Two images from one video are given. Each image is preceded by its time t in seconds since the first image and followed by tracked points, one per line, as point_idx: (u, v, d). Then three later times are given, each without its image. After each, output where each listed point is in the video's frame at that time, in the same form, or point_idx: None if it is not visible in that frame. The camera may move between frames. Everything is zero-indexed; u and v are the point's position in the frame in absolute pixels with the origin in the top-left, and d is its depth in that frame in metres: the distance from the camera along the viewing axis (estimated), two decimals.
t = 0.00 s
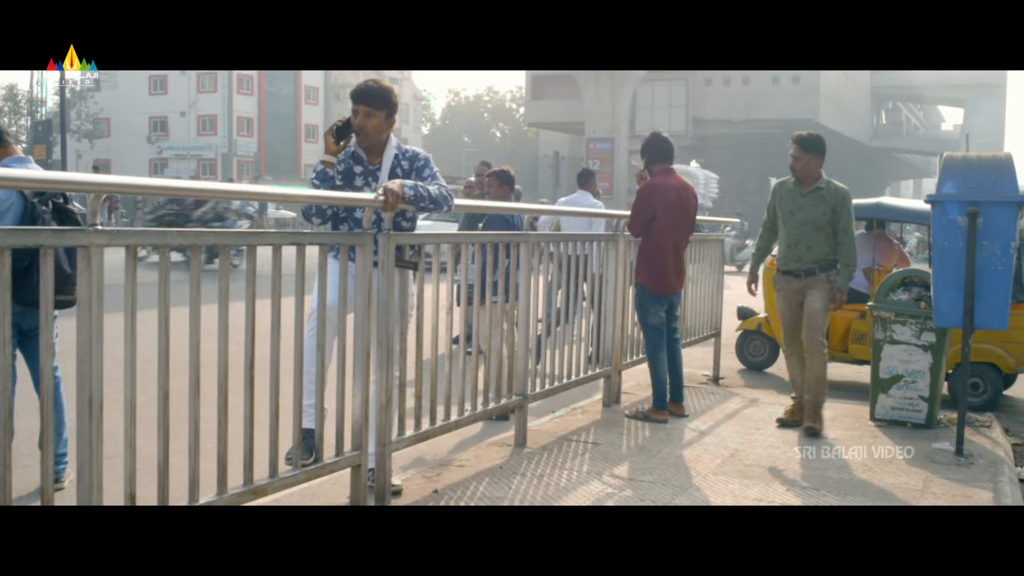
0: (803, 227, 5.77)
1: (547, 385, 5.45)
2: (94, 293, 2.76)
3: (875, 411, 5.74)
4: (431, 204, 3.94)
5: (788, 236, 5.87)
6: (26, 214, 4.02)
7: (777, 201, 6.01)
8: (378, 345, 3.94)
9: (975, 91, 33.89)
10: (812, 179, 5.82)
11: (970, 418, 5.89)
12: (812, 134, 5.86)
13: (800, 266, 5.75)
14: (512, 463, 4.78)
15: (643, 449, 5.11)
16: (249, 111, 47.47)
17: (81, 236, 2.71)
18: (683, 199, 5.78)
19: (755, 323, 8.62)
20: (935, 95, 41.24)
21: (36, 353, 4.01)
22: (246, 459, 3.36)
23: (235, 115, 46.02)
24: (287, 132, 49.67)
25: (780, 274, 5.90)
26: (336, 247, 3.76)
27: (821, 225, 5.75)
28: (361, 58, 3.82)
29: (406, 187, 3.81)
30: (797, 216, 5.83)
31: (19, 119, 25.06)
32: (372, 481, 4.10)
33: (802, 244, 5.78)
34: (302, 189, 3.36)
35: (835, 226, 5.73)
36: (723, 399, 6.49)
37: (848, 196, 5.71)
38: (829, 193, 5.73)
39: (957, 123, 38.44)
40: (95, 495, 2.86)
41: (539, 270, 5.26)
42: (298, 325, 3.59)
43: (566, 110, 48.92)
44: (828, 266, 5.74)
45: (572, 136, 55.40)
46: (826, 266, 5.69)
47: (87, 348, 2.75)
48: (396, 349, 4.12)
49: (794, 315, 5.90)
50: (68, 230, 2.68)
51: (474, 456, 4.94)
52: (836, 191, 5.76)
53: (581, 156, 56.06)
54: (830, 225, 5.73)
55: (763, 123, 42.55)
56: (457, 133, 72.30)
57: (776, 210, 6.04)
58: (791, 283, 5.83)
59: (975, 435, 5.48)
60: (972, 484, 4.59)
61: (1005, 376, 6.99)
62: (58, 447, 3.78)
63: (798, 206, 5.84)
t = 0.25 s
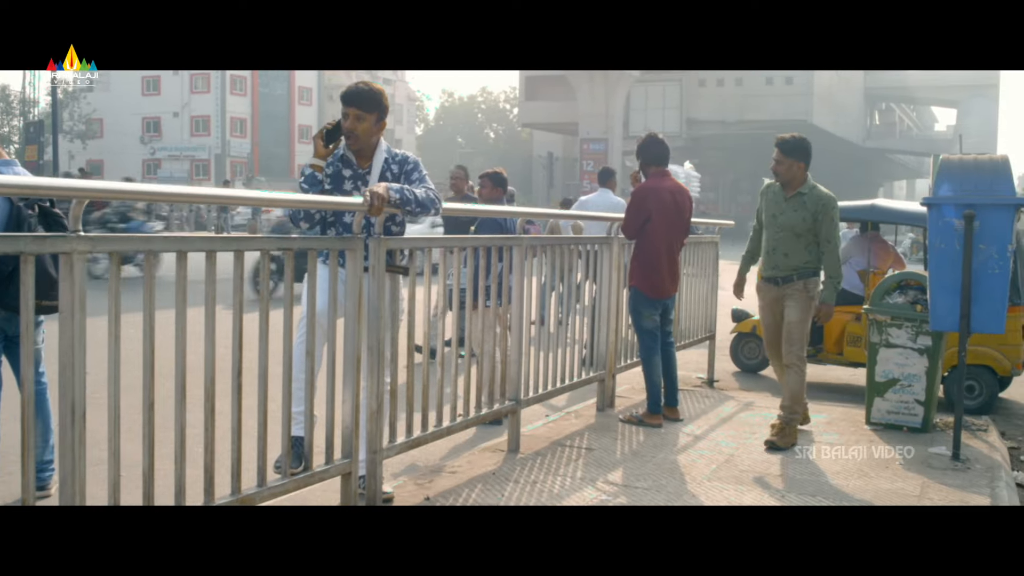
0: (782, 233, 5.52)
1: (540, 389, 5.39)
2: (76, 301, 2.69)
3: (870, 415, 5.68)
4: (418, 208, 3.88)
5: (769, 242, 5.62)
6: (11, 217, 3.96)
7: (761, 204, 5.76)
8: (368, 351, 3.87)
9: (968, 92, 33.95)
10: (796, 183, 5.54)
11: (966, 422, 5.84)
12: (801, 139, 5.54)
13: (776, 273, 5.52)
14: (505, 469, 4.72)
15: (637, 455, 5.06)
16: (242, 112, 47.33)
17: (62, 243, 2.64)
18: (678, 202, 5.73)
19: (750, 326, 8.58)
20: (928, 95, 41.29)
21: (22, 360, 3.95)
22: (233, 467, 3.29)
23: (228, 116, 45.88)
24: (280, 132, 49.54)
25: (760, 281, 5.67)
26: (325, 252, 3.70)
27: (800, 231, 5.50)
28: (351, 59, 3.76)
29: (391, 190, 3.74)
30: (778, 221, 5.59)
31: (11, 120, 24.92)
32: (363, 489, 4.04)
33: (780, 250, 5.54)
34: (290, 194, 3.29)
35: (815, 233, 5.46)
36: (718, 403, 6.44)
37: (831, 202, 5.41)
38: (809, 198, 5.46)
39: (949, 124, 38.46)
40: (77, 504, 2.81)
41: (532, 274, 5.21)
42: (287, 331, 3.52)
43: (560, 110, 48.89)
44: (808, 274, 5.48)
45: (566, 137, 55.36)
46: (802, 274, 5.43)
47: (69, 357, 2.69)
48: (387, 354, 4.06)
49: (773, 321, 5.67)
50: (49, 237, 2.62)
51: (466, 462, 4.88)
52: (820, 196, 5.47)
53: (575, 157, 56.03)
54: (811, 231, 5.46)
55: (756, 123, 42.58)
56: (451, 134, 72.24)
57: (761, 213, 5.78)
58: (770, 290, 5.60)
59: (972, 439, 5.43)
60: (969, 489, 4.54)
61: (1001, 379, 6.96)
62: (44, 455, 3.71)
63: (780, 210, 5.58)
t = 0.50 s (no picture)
0: (763, 235, 5.33)
1: (535, 396, 5.33)
2: (61, 310, 2.62)
3: (868, 421, 5.64)
4: (406, 215, 3.81)
5: (753, 243, 5.43)
6: None
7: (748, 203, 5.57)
8: (361, 359, 3.80)
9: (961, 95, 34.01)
10: (780, 181, 5.31)
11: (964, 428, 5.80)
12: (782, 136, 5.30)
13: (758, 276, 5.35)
14: (500, 479, 4.66)
15: (633, 463, 5.00)
16: (235, 115, 47.22)
17: (47, 251, 2.57)
18: (674, 207, 5.69)
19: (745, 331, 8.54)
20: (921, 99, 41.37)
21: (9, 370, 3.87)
22: (223, 479, 3.21)
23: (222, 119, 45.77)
24: (274, 136, 49.43)
25: (745, 284, 5.48)
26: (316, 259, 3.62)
27: (782, 232, 5.29)
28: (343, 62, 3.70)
29: (379, 197, 3.67)
30: (761, 221, 5.40)
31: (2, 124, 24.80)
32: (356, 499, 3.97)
33: (761, 252, 5.34)
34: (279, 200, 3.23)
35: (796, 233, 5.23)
36: (715, 410, 6.39)
37: (811, 200, 5.16)
38: (789, 198, 5.23)
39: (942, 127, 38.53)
40: (62, 518, 2.73)
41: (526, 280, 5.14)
42: (278, 340, 3.45)
43: (554, 114, 48.89)
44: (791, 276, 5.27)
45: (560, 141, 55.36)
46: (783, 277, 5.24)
47: (53, 368, 2.61)
48: (380, 363, 3.99)
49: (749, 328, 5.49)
50: (33, 245, 2.54)
51: (460, 471, 4.82)
52: (801, 195, 5.23)
53: (569, 160, 56.01)
54: (791, 232, 5.24)
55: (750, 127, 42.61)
56: (445, 138, 72.21)
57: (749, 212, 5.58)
58: (753, 293, 5.41)
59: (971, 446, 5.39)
60: (969, 497, 4.49)
61: (998, 384, 6.92)
62: (30, 466, 3.63)
63: (762, 210, 5.37)
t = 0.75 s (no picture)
0: (739, 241, 5.24)
1: (533, 404, 5.27)
2: (48, 318, 2.54)
3: (868, 427, 5.59)
4: (400, 223, 3.75)
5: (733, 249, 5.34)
6: None
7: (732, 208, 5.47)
8: (357, 366, 3.72)
9: (957, 99, 34.05)
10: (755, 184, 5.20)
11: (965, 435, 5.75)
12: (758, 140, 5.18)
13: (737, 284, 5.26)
14: (497, 487, 4.59)
15: (632, 471, 4.94)
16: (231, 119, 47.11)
17: (34, 258, 2.49)
18: (673, 213, 5.64)
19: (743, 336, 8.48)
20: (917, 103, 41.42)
21: None
22: (216, 490, 3.14)
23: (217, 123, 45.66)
24: (269, 140, 49.34)
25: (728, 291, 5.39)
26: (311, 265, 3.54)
27: (757, 237, 5.18)
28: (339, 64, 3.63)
29: (374, 204, 3.62)
30: (738, 227, 5.30)
31: None
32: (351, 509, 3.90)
33: (738, 258, 5.25)
34: (272, 205, 3.16)
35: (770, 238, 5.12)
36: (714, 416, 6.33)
37: (783, 205, 5.04)
38: (761, 203, 5.12)
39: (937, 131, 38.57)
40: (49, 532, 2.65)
41: (524, 286, 5.09)
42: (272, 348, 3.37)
43: (550, 119, 48.90)
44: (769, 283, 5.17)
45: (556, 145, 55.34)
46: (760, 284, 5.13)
47: (40, 378, 2.53)
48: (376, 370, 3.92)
49: (732, 338, 5.28)
50: (20, 252, 2.46)
51: (457, 479, 4.75)
52: (775, 199, 5.11)
53: (565, 164, 55.96)
54: (766, 237, 5.13)
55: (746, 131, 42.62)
56: (440, 142, 72.21)
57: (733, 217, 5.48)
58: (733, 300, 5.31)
59: (972, 453, 5.34)
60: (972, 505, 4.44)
61: (998, 390, 6.89)
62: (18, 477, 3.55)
63: (739, 216, 5.28)
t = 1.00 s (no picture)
0: (710, 240, 5.09)
1: (529, 408, 5.20)
2: (32, 324, 2.46)
3: (867, 431, 5.54)
4: (395, 228, 3.68)
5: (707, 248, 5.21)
6: None
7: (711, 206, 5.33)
8: (350, 371, 3.64)
9: (950, 101, 34.10)
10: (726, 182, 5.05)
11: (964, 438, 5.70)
12: (731, 137, 5.03)
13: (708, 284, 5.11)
14: (493, 493, 4.52)
15: (629, 476, 4.88)
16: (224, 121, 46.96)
17: (19, 262, 2.40)
18: (670, 215, 5.58)
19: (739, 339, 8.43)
20: (910, 104, 41.46)
21: None
22: (206, 499, 3.06)
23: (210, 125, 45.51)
24: (263, 142, 49.20)
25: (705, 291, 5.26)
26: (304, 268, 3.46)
27: (728, 235, 5.03)
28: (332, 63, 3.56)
29: (368, 206, 3.54)
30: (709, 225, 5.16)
31: None
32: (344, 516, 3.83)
33: (709, 257, 5.10)
34: (264, 207, 3.09)
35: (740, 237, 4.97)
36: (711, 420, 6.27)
37: (751, 202, 4.89)
38: (732, 200, 4.97)
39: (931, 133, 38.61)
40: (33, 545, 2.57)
41: (520, 291, 5.05)
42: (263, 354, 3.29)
43: (544, 120, 48.86)
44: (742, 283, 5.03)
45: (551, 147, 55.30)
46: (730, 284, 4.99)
47: (24, 386, 2.45)
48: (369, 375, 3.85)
49: (716, 339, 5.19)
50: (4, 256, 2.38)
51: (452, 485, 4.68)
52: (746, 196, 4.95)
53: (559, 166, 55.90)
54: (737, 236, 4.99)
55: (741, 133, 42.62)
56: (434, 143, 72.15)
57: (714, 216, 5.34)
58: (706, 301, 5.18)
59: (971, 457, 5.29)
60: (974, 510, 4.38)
61: (996, 392, 6.84)
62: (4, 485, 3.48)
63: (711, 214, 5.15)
